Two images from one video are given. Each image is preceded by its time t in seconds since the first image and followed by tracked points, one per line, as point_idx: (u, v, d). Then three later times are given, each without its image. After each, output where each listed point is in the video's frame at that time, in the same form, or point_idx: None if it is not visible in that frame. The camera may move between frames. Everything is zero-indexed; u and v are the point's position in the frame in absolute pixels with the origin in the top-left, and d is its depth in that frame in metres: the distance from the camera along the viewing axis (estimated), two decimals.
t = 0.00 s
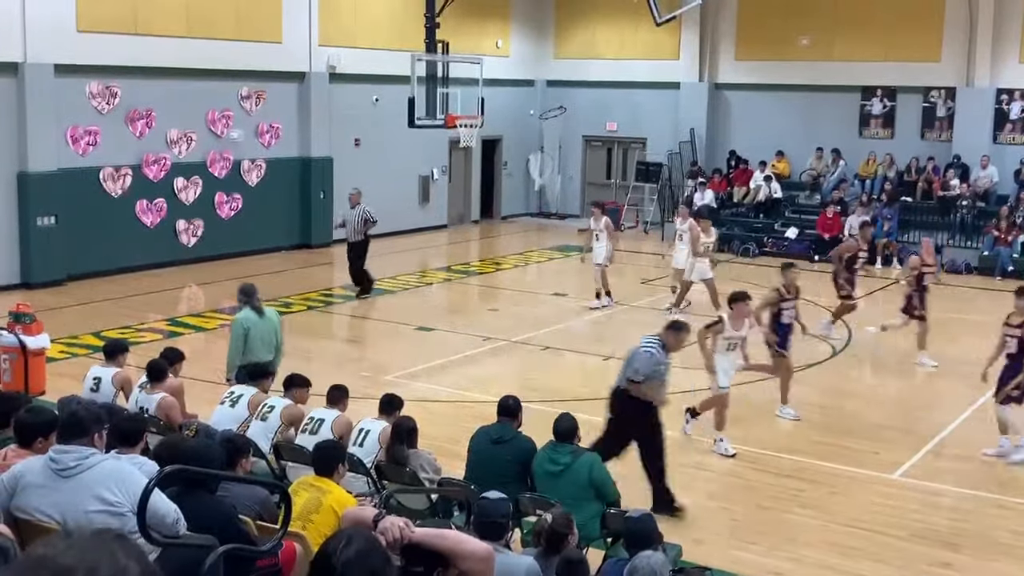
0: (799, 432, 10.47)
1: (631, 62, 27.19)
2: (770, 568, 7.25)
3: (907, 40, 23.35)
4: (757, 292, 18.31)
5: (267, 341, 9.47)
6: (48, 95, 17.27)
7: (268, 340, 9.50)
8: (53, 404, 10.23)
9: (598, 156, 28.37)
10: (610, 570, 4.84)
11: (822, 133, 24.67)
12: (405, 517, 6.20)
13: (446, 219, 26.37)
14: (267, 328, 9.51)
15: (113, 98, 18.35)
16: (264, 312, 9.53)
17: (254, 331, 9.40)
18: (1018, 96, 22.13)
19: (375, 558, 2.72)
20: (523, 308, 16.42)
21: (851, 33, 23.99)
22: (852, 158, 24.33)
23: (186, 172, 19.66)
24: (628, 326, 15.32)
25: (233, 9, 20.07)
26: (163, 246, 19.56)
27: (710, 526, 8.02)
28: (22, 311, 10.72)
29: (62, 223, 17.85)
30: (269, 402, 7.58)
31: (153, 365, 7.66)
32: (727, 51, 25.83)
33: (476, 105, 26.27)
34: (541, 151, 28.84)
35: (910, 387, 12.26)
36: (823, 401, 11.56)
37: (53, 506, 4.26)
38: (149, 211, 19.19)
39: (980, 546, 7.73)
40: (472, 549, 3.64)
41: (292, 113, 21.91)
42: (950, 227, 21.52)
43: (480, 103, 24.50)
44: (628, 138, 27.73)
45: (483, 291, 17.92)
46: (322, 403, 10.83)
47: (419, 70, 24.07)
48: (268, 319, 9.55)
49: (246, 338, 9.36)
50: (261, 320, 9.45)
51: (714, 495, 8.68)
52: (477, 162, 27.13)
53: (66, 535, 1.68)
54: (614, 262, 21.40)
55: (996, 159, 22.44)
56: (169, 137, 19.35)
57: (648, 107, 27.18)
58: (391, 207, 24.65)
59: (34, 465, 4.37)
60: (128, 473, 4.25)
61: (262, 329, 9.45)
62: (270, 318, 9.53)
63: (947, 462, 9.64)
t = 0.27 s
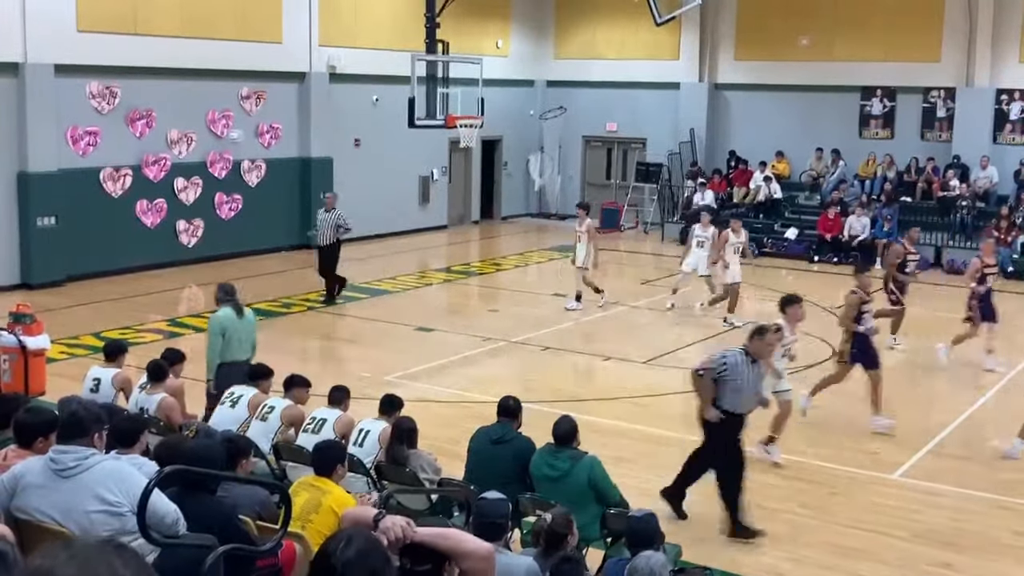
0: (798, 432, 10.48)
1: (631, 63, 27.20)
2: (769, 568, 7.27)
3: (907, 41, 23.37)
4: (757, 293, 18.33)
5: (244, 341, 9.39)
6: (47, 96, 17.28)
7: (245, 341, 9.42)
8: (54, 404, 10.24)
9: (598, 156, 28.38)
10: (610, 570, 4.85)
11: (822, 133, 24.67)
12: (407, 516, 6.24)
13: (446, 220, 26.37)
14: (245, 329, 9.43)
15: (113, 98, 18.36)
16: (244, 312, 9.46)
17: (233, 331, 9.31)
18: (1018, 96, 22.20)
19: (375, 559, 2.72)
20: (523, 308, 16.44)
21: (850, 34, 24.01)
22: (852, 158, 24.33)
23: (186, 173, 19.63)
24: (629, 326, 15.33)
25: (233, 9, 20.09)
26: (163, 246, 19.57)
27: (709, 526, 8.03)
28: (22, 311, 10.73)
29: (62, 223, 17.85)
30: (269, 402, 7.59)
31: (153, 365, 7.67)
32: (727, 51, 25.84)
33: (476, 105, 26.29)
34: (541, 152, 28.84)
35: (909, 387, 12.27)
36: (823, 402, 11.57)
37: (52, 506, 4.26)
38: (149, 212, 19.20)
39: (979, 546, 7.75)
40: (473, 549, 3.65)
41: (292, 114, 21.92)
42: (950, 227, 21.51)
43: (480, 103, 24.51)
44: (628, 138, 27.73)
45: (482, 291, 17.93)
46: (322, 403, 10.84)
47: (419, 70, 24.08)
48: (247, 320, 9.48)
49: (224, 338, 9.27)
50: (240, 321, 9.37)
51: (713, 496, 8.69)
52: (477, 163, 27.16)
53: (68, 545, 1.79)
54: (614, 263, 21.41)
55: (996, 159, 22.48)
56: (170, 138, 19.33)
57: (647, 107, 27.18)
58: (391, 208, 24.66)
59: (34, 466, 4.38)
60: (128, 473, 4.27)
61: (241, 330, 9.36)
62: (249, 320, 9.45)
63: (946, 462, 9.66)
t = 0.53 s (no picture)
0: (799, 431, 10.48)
1: (631, 62, 27.19)
2: (769, 567, 7.26)
3: (907, 40, 23.37)
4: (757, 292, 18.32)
5: (213, 335, 9.45)
6: (47, 95, 17.27)
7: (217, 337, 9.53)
8: (54, 404, 10.24)
9: (599, 155, 28.36)
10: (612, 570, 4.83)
11: (822, 133, 24.67)
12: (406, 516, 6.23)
13: (447, 219, 26.36)
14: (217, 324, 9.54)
15: (113, 98, 18.35)
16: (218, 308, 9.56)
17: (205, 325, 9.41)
18: (1018, 95, 22.20)
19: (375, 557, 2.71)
20: (523, 308, 16.43)
21: (851, 34, 24.01)
22: (852, 157, 24.32)
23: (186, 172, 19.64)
24: (630, 325, 15.32)
25: (233, 8, 20.09)
26: (163, 245, 19.56)
27: (710, 526, 8.02)
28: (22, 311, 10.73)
29: (62, 223, 17.85)
30: (269, 402, 7.58)
31: (153, 365, 7.67)
32: (727, 51, 25.83)
33: (477, 105, 26.30)
34: (541, 151, 28.83)
35: (910, 386, 12.27)
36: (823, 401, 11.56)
37: (53, 505, 4.25)
38: (149, 211, 19.20)
39: (980, 546, 7.74)
40: (476, 546, 3.64)
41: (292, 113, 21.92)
42: (950, 227, 21.46)
43: (480, 102, 24.51)
44: (628, 137, 27.72)
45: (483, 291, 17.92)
46: (323, 403, 10.84)
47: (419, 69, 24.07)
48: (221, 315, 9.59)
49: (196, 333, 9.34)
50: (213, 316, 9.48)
51: (714, 495, 8.68)
52: (477, 163, 27.15)
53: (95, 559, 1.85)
54: (614, 262, 21.40)
55: (996, 158, 22.47)
56: (170, 137, 19.35)
57: (647, 107, 27.17)
58: (391, 207, 24.64)
59: (34, 465, 4.36)
60: (128, 472, 4.27)
61: (212, 325, 9.47)
62: (220, 314, 9.55)
63: (947, 461, 9.66)
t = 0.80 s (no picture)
0: (799, 431, 10.47)
1: (631, 62, 27.19)
2: (770, 567, 7.26)
3: (907, 40, 23.35)
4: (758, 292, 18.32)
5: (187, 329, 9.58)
6: (47, 95, 17.27)
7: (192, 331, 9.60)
8: (54, 404, 10.23)
9: (599, 155, 28.35)
10: (613, 570, 4.83)
11: (822, 133, 24.67)
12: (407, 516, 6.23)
13: (447, 219, 26.35)
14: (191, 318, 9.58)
15: (113, 97, 18.34)
16: (195, 302, 9.57)
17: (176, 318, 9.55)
18: (1019, 95, 22.18)
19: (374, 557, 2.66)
20: (523, 308, 16.43)
21: (851, 34, 24.00)
22: (852, 157, 24.31)
23: (186, 172, 19.62)
24: (630, 325, 15.31)
25: (233, 8, 20.07)
26: (163, 245, 19.55)
27: (709, 526, 8.02)
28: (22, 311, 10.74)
29: (62, 222, 17.84)
30: (269, 402, 7.57)
31: (153, 365, 7.66)
32: (728, 51, 25.83)
33: (477, 105, 26.31)
34: (541, 151, 28.82)
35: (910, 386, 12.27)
36: (823, 401, 11.56)
37: (52, 506, 4.25)
38: (149, 210, 19.19)
39: (980, 547, 7.74)
40: (476, 547, 3.63)
41: (292, 113, 21.90)
42: (951, 226, 21.47)
43: (479, 102, 24.50)
44: (628, 137, 27.71)
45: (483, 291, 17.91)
46: (322, 403, 10.84)
47: (420, 69, 24.07)
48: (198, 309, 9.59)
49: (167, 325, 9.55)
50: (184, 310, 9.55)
51: (714, 495, 8.68)
52: (477, 162, 27.14)
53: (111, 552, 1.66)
54: (615, 262, 21.39)
55: (997, 158, 22.45)
56: (169, 137, 19.33)
57: (648, 107, 27.16)
58: (391, 207, 24.62)
59: (34, 466, 4.35)
60: (128, 472, 4.27)
61: (185, 319, 9.56)
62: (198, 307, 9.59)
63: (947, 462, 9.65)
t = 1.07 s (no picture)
0: (798, 431, 10.49)
1: (631, 63, 27.21)
2: (770, 567, 7.26)
3: (906, 40, 23.36)
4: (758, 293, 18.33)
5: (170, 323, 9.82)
6: (47, 96, 17.27)
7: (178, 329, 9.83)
8: (54, 404, 10.24)
9: (598, 156, 28.36)
10: (612, 570, 4.84)
11: (822, 134, 24.68)
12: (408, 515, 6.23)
13: (446, 220, 26.37)
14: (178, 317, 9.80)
15: (112, 98, 18.35)
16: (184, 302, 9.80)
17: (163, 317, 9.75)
18: (1018, 95, 22.17)
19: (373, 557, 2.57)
20: (523, 308, 16.43)
21: (850, 34, 24.01)
22: (852, 158, 24.33)
23: (186, 172, 19.64)
24: (629, 326, 15.33)
25: (233, 8, 20.08)
26: (163, 246, 19.56)
27: (709, 525, 8.03)
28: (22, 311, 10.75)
29: (62, 223, 17.85)
30: (269, 402, 7.58)
31: (153, 365, 7.67)
32: (727, 51, 25.84)
33: (477, 106, 26.33)
34: (541, 151, 28.82)
35: (909, 386, 12.29)
36: (822, 401, 11.56)
37: (52, 505, 4.25)
38: (149, 211, 19.20)
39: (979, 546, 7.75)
40: (476, 548, 3.64)
41: (292, 113, 21.90)
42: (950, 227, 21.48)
43: (479, 103, 24.50)
44: (628, 138, 27.72)
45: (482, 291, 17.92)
46: (322, 403, 10.85)
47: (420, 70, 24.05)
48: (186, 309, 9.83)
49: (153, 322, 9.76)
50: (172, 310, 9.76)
51: (714, 495, 8.69)
52: (477, 163, 27.15)
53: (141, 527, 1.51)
54: (614, 263, 21.40)
55: (996, 159, 22.44)
56: (169, 138, 19.34)
57: (647, 107, 27.18)
58: (391, 208, 24.63)
59: (34, 465, 4.35)
60: (128, 472, 4.25)
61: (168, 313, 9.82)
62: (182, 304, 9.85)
63: (946, 461, 9.67)
